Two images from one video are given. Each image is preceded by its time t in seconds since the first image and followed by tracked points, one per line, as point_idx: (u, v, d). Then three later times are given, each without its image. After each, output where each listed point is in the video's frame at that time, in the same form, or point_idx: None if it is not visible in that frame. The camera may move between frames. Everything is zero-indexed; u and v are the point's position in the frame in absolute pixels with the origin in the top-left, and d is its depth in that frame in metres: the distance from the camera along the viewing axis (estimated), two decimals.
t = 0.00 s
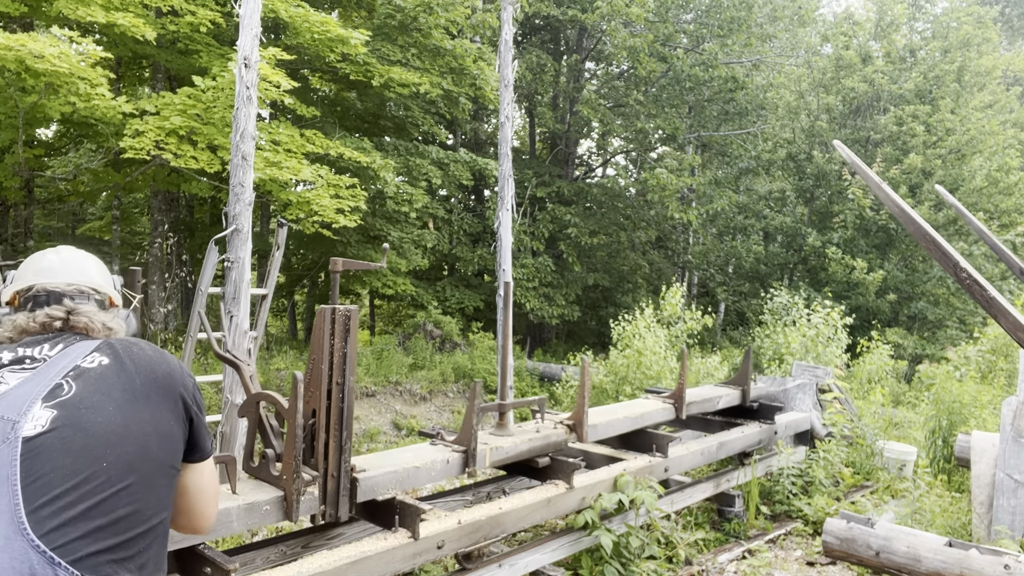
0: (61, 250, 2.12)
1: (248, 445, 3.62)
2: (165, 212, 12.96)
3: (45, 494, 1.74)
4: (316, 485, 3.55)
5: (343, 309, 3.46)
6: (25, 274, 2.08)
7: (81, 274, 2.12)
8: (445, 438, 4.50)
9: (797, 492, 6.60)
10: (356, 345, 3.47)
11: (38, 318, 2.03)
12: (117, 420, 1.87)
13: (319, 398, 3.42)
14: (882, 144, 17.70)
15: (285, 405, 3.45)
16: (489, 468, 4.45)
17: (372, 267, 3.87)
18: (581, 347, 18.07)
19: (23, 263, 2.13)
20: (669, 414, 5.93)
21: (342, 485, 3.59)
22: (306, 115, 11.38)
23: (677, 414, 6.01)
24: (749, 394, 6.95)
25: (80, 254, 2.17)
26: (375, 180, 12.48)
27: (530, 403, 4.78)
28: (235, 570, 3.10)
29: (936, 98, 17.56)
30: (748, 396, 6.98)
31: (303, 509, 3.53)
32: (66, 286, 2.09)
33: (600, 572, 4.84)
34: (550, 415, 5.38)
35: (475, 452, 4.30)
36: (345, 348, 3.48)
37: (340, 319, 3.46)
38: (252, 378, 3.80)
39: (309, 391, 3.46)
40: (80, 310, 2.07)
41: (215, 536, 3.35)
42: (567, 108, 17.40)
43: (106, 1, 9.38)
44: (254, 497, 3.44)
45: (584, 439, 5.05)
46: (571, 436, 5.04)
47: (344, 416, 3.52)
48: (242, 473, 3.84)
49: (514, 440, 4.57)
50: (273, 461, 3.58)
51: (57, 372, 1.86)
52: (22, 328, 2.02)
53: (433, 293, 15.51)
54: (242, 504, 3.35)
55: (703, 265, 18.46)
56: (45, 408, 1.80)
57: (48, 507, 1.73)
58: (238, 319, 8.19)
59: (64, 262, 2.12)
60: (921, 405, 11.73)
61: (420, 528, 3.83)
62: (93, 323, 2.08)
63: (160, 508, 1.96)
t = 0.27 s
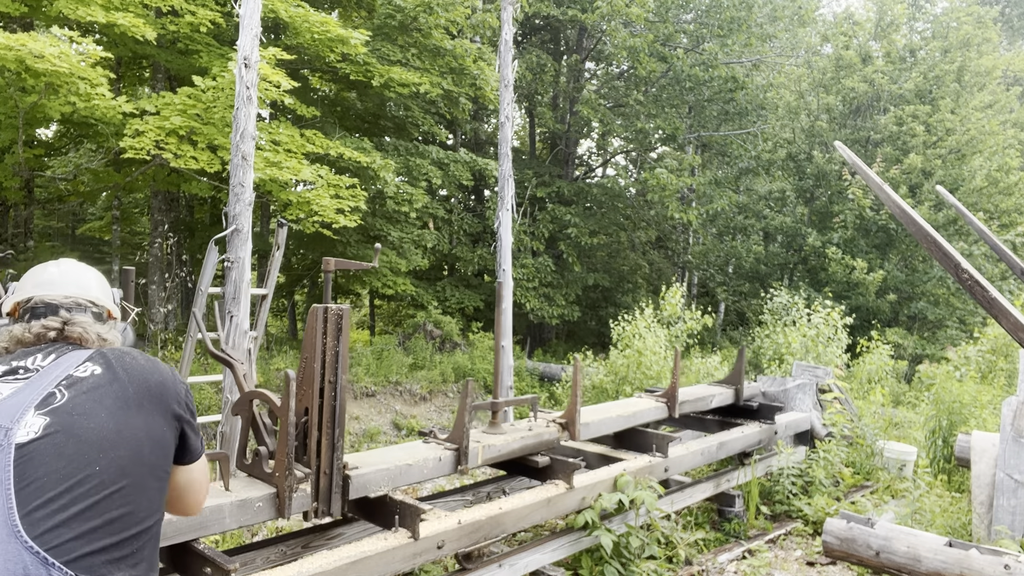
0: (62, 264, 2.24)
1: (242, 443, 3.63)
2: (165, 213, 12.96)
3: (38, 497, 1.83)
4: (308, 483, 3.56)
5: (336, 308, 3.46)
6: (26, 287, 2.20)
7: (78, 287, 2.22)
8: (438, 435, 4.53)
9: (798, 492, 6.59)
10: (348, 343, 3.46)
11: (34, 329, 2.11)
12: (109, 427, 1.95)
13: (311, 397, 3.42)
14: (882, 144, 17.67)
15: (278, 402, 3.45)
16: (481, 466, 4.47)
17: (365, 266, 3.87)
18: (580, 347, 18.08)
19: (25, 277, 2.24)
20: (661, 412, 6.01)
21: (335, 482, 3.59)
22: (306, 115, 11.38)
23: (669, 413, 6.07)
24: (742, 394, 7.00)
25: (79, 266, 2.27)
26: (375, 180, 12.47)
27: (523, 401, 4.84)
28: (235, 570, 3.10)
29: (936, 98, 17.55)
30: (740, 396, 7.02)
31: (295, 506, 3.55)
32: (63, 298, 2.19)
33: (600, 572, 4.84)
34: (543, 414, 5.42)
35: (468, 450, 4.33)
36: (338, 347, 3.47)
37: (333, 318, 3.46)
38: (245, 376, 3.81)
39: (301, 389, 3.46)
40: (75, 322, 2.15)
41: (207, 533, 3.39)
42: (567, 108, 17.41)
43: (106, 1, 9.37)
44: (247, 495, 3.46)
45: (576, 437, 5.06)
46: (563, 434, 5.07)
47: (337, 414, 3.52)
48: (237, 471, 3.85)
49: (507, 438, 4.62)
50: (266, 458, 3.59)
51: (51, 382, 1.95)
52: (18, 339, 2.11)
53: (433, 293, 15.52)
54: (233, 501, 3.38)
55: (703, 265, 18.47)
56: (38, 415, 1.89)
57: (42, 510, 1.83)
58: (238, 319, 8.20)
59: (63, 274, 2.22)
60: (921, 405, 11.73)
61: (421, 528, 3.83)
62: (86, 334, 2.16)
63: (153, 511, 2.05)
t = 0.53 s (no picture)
0: (40, 273, 2.35)
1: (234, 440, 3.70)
2: (165, 213, 12.96)
3: (37, 501, 1.94)
4: (299, 480, 3.62)
5: (326, 307, 3.53)
6: (4, 295, 2.31)
7: (57, 295, 2.33)
8: (429, 433, 4.63)
9: (798, 492, 6.59)
10: (338, 342, 3.53)
11: (13, 337, 2.22)
12: (97, 431, 2.09)
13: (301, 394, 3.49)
14: (882, 144, 17.67)
15: (269, 400, 3.55)
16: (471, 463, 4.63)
17: (355, 267, 3.95)
18: (581, 347, 18.07)
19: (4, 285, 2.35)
20: (652, 412, 6.24)
21: (325, 479, 3.66)
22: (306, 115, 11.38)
23: (660, 412, 6.31)
24: (733, 393, 7.23)
25: (56, 274, 2.39)
26: (375, 180, 12.47)
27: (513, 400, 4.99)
28: (235, 571, 3.05)
29: (936, 97, 17.55)
30: (732, 395, 7.24)
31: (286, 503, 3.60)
32: (41, 306, 2.30)
33: (600, 572, 4.84)
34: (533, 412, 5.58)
35: (457, 448, 4.45)
36: (328, 345, 3.54)
37: (323, 317, 3.53)
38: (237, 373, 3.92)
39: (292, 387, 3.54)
40: (54, 329, 2.26)
41: (199, 529, 3.43)
42: (567, 108, 17.41)
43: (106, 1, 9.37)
44: (239, 491, 3.51)
45: (566, 435, 5.28)
46: (554, 432, 5.25)
47: (327, 411, 3.59)
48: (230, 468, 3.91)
49: (497, 436, 4.79)
50: (257, 455, 3.65)
51: (36, 391, 2.06)
52: None
53: (433, 293, 15.52)
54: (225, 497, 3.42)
55: (703, 265, 18.48)
56: (27, 423, 2.00)
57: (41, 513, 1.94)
58: (238, 319, 8.21)
59: (40, 282, 2.34)
60: (921, 405, 11.73)
61: (421, 528, 3.82)
62: (65, 341, 2.27)
63: (139, 510, 2.18)
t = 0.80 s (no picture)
0: (20, 279, 2.43)
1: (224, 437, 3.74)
2: (165, 213, 12.97)
3: (29, 507, 2.04)
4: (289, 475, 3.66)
5: (315, 306, 3.56)
6: None
7: (39, 302, 2.42)
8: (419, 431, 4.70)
9: (798, 492, 6.59)
10: (327, 340, 3.56)
11: None
12: (80, 440, 2.18)
13: (291, 391, 3.52)
14: (883, 144, 17.66)
15: (259, 397, 3.59)
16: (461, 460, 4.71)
17: (345, 266, 3.98)
18: (581, 347, 18.08)
19: None
20: (643, 410, 6.29)
21: (315, 475, 3.68)
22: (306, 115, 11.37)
23: (651, 409, 6.35)
24: (724, 391, 7.31)
25: (37, 281, 2.46)
26: (375, 180, 12.48)
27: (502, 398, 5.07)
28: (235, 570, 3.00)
29: (936, 97, 17.55)
30: (722, 393, 7.33)
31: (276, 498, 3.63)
32: (22, 314, 2.39)
33: (600, 572, 4.84)
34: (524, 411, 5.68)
35: (446, 445, 4.51)
36: (318, 343, 3.57)
37: (313, 315, 3.56)
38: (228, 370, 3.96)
39: (282, 384, 3.57)
40: (36, 337, 2.35)
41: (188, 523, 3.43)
42: (567, 108, 17.41)
43: (106, 1, 9.37)
44: (228, 486, 3.53)
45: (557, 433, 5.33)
46: (545, 430, 5.31)
47: (317, 408, 3.62)
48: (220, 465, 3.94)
49: (486, 433, 4.86)
50: (247, 452, 3.68)
51: (20, 399, 2.14)
52: None
53: (433, 293, 15.53)
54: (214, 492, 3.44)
55: (703, 265, 18.48)
56: (13, 433, 2.09)
57: (33, 519, 2.04)
58: (238, 319, 8.21)
59: (21, 288, 2.41)
60: (921, 405, 11.74)
61: (421, 528, 3.82)
62: (47, 348, 2.37)
63: (123, 514, 2.29)
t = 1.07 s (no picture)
0: None
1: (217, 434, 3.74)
2: (165, 212, 12.96)
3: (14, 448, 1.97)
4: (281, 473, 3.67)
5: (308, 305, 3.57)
6: None
7: None
8: (412, 429, 4.76)
9: (798, 492, 6.59)
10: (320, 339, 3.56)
11: None
12: (58, 387, 2.09)
13: (284, 390, 3.53)
14: (882, 144, 17.66)
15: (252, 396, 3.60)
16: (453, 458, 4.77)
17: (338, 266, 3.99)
18: (581, 347, 18.08)
19: None
20: (635, 408, 6.31)
21: (307, 473, 3.69)
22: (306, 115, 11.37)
23: (643, 408, 6.37)
24: (717, 390, 7.32)
25: None
26: (375, 180, 12.48)
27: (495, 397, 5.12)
28: (235, 570, 2.96)
29: (936, 97, 17.55)
30: (716, 392, 7.34)
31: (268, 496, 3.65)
32: None
33: (600, 572, 4.84)
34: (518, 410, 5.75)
35: (438, 443, 4.57)
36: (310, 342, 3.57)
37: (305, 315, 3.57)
38: (221, 369, 3.94)
39: (275, 383, 3.57)
40: None
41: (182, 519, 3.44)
42: (567, 108, 17.42)
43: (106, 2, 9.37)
44: (221, 483, 3.54)
45: (549, 431, 5.45)
46: (536, 429, 5.47)
47: (309, 407, 3.63)
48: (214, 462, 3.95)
49: (478, 431, 4.93)
50: (240, 449, 3.69)
51: None
52: None
53: (433, 293, 15.53)
54: (208, 489, 3.44)
55: (703, 265, 18.49)
56: None
57: (19, 458, 1.98)
58: (238, 319, 8.21)
59: None
60: (921, 405, 11.74)
61: (421, 528, 3.82)
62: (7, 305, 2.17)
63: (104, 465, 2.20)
